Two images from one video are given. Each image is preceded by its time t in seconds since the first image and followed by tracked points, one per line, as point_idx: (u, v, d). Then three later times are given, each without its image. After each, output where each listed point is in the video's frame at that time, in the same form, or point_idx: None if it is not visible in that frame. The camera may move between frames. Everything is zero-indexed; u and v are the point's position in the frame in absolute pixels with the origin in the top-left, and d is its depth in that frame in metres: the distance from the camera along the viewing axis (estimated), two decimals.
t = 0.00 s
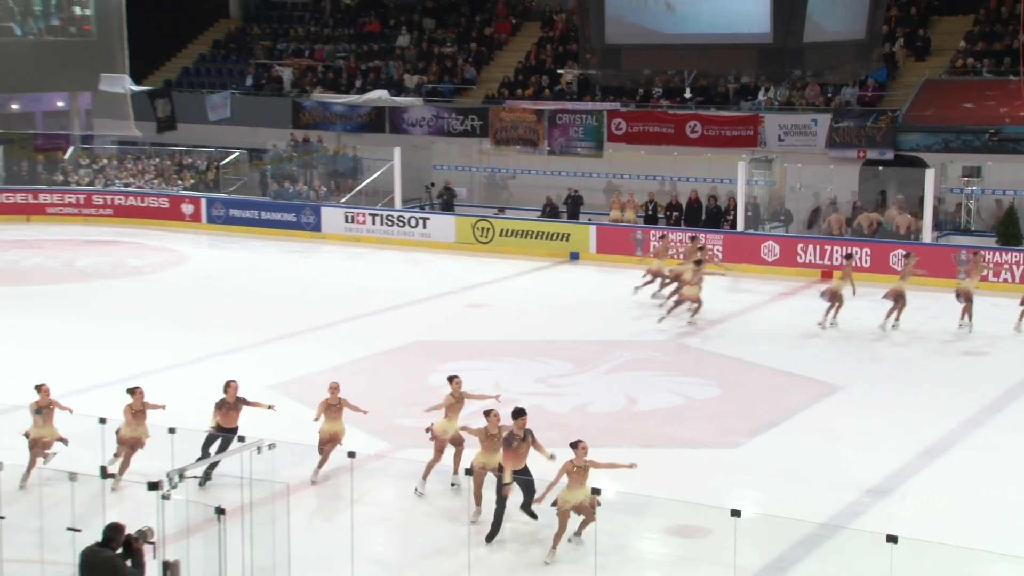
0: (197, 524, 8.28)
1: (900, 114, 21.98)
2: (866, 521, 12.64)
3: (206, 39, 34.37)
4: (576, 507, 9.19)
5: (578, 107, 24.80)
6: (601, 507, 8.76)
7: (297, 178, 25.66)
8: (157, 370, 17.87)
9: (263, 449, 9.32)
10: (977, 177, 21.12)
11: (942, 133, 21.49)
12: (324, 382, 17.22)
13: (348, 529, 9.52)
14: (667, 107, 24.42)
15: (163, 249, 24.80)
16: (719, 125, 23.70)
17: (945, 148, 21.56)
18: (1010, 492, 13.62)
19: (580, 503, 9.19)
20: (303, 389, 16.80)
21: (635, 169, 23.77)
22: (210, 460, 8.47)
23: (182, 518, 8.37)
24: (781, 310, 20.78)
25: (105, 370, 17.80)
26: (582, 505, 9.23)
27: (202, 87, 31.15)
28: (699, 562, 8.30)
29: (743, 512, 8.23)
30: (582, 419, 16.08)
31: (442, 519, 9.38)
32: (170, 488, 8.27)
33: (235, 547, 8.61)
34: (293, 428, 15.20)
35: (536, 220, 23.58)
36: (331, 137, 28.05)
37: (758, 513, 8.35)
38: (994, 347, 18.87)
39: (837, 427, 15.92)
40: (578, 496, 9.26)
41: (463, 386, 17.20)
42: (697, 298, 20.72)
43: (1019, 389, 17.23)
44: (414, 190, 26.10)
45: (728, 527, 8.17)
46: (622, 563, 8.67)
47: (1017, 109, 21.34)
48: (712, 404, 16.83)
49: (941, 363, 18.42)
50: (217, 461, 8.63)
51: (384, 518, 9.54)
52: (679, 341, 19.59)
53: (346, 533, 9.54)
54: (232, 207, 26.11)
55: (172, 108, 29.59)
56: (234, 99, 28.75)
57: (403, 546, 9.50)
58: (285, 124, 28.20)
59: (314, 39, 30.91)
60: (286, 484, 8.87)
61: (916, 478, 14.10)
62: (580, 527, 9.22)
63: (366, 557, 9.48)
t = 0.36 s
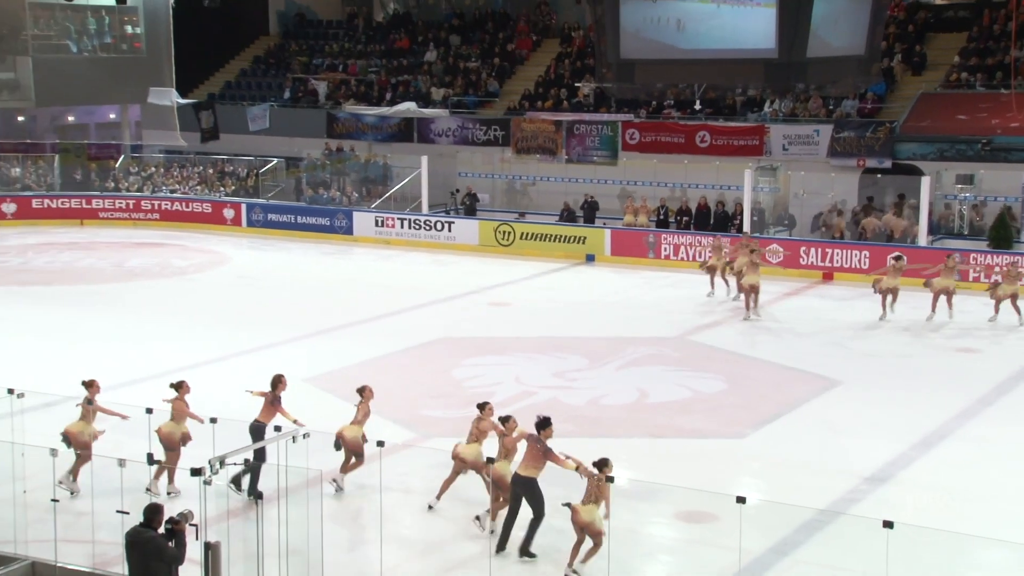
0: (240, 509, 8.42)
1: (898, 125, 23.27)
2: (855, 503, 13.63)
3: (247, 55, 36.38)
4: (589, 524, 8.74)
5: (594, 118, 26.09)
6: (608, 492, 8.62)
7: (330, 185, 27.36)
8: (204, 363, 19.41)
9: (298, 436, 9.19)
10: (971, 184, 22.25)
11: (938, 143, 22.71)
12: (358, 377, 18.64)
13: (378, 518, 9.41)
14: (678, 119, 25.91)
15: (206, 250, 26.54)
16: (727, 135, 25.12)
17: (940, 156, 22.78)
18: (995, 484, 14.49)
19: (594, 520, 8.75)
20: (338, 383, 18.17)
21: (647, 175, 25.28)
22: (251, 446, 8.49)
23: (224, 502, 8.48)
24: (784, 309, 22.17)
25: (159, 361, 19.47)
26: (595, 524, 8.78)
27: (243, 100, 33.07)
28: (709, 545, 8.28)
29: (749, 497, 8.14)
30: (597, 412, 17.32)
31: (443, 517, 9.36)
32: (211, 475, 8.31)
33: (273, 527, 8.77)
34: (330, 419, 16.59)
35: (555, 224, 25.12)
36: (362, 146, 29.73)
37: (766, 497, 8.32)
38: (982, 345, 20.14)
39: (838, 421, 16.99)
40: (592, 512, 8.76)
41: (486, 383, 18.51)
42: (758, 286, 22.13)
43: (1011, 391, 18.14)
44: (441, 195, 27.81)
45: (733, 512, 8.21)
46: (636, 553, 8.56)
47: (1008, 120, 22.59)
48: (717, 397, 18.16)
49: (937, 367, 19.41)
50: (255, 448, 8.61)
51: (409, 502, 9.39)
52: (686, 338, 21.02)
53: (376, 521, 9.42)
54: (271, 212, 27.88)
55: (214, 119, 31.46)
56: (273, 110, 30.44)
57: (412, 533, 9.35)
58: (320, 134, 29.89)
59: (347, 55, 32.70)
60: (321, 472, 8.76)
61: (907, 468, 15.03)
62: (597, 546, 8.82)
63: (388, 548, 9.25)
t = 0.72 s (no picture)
0: (252, 491, 8.58)
1: (873, 132, 24.76)
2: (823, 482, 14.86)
3: (261, 65, 38.22)
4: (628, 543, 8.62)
5: (588, 125, 27.77)
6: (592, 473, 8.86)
7: (339, 188, 28.95)
8: (225, 354, 20.95)
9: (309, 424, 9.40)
10: (939, 188, 23.72)
11: (908, 148, 24.30)
12: (367, 369, 20.08)
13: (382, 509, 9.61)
14: (665, 126, 27.33)
15: (223, 250, 28.14)
16: (713, 141, 26.66)
17: (910, 161, 24.36)
18: (955, 467, 15.66)
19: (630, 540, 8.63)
20: (349, 374, 19.60)
21: (638, 178, 26.85)
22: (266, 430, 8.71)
23: (236, 486, 8.65)
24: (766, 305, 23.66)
25: (184, 352, 21.03)
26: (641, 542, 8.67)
27: (258, 108, 34.89)
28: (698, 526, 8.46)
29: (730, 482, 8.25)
30: (590, 402, 18.69)
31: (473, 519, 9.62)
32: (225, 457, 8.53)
33: (285, 511, 8.80)
34: (342, 408, 17.98)
35: (550, 225, 26.70)
36: (369, 151, 31.34)
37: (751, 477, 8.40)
38: (949, 337, 21.57)
39: (815, 411, 18.22)
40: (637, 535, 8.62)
41: (488, 377, 19.85)
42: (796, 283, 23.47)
43: (980, 384, 19.31)
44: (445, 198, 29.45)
45: (716, 494, 8.35)
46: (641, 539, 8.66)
47: (974, 128, 24.05)
48: (702, 387, 19.65)
49: (912, 362, 20.63)
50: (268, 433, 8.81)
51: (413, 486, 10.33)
52: (673, 331, 22.55)
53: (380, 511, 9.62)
54: (284, 213, 29.48)
55: (230, 126, 33.08)
56: (286, 118, 32.12)
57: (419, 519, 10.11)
58: (329, 140, 31.52)
59: (355, 66, 34.42)
60: (329, 457, 8.97)
61: (871, 453, 16.30)
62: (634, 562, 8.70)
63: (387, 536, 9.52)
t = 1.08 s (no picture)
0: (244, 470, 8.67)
1: (819, 132, 26.90)
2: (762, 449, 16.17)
3: (246, 68, 39.80)
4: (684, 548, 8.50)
5: (555, 124, 29.24)
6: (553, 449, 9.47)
7: (320, 183, 30.44)
8: (213, 340, 22.36)
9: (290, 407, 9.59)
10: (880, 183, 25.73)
11: (853, 146, 26.44)
12: (348, 354, 21.50)
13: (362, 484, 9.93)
14: (628, 125, 29.17)
15: (209, 243, 29.57)
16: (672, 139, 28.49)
17: (854, 158, 26.42)
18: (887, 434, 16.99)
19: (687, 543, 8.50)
20: (329, 358, 21.05)
21: (602, 174, 28.85)
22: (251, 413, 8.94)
23: (223, 465, 8.76)
24: (721, 291, 25.20)
25: (173, 338, 22.43)
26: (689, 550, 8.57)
27: (242, 108, 36.44)
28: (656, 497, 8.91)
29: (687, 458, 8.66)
30: (556, 384, 19.96)
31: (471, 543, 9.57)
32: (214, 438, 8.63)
33: (269, 490, 8.99)
34: (324, 390, 19.28)
35: (518, 218, 28.32)
36: (348, 149, 32.95)
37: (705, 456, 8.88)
38: (890, 319, 23.07)
39: (766, 390, 19.55)
40: (697, 536, 8.53)
41: (461, 363, 21.20)
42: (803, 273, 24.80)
43: (919, 364, 20.66)
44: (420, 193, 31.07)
45: (675, 469, 8.74)
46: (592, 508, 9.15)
47: (913, 127, 26.38)
48: (664, 370, 20.89)
49: (857, 344, 21.98)
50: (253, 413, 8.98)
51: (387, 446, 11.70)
52: (634, 317, 24.07)
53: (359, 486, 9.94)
54: (267, 207, 30.95)
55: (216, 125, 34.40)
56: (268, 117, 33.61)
57: (400, 485, 11.16)
58: (310, 138, 32.98)
59: (335, 67, 36.02)
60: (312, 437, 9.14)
61: (809, 424, 17.78)
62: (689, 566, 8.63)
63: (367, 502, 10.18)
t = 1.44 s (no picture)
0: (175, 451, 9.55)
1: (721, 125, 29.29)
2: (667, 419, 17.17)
3: (178, 65, 40.94)
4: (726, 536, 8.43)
5: (476, 118, 31.22)
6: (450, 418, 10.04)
7: (250, 175, 31.58)
8: (148, 326, 23.42)
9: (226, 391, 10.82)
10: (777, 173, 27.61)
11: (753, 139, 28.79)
12: (279, 340, 22.47)
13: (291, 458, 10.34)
14: (545, 118, 31.15)
15: (144, 233, 30.60)
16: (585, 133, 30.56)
17: (752, 150, 28.47)
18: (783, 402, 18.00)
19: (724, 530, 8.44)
20: (259, 341, 22.25)
21: (520, 166, 30.87)
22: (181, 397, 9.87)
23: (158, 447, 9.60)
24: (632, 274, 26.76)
25: (109, 325, 23.46)
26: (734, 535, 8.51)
27: (173, 102, 37.58)
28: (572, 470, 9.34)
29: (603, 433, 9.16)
30: (477, 361, 20.81)
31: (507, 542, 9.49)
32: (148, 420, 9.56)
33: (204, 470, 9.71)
34: (255, 372, 20.13)
35: (441, 207, 29.87)
36: (278, 143, 34.29)
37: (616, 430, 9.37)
38: (788, 298, 24.66)
39: (673, 364, 20.60)
40: (742, 519, 8.49)
41: (387, 344, 22.08)
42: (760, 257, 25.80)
43: (815, 335, 22.11)
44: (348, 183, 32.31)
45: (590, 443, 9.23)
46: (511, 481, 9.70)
47: (804, 121, 29.01)
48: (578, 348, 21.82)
49: (762, 322, 23.26)
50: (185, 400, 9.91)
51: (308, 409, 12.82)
52: (552, 300, 25.33)
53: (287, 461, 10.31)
54: (200, 199, 32.12)
55: (149, 119, 35.36)
56: (201, 112, 34.69)
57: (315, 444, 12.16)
58: (241, 132, 34.16)
59: (265, 64, 37.41)
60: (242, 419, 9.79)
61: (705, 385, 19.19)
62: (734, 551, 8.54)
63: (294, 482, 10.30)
